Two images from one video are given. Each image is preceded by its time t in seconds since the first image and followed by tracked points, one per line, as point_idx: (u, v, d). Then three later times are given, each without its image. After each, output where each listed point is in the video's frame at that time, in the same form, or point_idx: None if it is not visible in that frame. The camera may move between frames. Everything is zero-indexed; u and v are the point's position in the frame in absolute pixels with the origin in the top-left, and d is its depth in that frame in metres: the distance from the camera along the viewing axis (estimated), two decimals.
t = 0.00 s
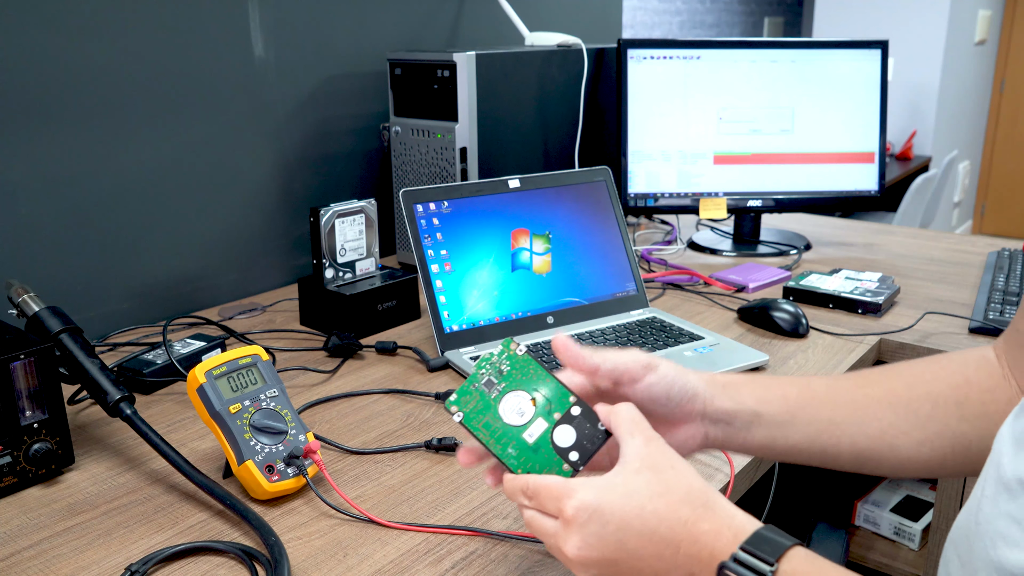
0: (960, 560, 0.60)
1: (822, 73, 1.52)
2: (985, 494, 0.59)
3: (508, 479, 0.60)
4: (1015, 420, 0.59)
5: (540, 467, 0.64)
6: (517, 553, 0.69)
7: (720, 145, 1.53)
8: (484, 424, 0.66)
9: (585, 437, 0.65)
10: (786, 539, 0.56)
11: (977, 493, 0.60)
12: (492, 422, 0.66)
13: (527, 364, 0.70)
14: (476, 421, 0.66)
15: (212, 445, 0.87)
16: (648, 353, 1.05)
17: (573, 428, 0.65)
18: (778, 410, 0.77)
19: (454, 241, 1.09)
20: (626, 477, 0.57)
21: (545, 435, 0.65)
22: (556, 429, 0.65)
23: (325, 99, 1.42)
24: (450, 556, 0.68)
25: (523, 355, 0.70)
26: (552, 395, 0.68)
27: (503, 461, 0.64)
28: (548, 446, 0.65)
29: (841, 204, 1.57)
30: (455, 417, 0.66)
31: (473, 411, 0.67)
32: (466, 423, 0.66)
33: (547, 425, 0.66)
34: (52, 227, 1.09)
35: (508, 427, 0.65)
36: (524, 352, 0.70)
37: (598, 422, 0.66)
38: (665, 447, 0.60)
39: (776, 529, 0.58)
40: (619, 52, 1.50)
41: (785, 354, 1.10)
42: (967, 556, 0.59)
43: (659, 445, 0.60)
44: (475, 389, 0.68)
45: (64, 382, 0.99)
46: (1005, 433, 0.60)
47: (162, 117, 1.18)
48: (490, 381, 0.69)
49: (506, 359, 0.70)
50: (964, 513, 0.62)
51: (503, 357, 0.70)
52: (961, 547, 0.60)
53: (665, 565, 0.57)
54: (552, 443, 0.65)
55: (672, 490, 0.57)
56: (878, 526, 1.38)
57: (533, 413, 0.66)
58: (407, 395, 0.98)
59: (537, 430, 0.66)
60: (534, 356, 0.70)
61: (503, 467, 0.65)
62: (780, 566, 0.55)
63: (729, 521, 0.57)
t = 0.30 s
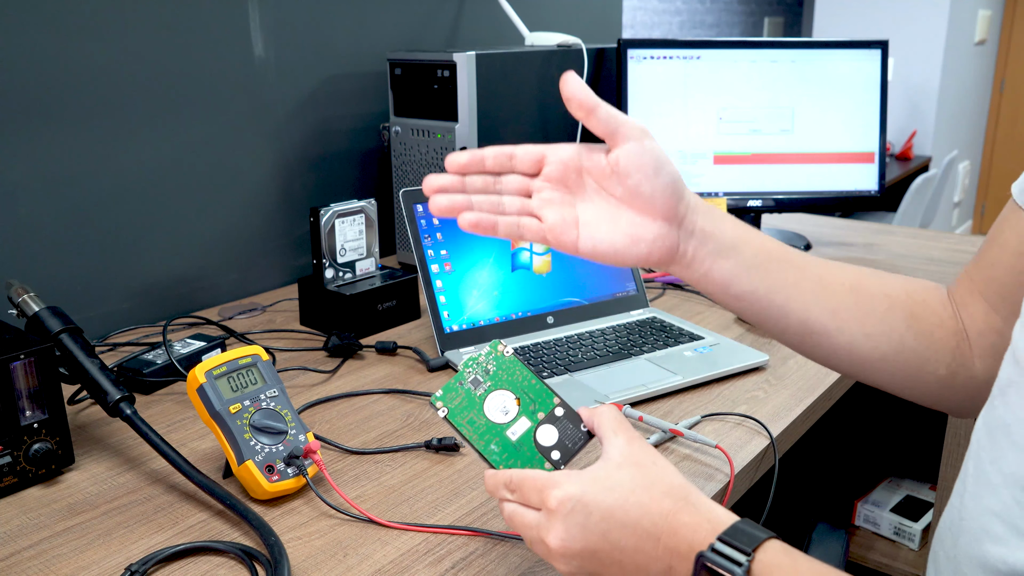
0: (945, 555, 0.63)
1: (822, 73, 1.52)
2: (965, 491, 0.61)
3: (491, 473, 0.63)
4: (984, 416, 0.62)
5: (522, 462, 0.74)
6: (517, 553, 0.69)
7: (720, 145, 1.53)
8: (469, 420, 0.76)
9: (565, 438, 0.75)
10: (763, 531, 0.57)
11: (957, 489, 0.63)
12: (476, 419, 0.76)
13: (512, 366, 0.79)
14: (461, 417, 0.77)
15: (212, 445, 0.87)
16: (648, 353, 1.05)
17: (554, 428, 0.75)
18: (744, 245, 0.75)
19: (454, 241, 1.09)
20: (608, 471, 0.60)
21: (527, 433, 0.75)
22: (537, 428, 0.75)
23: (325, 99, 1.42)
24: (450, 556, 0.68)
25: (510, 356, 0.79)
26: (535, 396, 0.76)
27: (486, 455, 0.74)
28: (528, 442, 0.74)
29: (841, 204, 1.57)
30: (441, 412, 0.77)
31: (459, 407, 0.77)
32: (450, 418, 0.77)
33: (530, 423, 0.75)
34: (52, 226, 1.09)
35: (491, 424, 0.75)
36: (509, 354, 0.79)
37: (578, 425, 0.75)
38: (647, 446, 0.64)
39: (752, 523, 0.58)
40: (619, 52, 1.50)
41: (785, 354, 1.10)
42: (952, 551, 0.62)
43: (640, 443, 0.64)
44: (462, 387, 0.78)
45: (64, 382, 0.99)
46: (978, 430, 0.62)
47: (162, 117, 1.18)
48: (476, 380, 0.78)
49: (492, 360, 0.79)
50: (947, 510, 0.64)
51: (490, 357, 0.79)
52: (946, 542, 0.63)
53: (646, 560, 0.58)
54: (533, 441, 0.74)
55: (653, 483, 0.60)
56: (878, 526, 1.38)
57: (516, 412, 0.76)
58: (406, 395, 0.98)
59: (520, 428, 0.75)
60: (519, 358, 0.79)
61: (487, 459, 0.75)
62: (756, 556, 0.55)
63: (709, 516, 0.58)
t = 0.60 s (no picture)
0: (925, 555, 0.63)
1: (822, 73, 1.52)
2: (946, 493, 0.62)
3: (476, 474, 0.62)
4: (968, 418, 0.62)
5: (507, 464, 0.70)
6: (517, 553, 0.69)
7: (720, 145, 1.53)
8: (453, 420, 0.71)
9: (550, 437, 0.71)
10: (747, 532, 0.57)
11: (940, 491, 0.63)
12: (460, 419, 0.71)
13: (497, 365, 0.75)
14: (445, 418, 0.72)
15: (212, 445, 0.87)
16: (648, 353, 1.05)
17: (540, 428, 0.71)
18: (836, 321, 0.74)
19: (454, 241, 1.09)
20: (596, 473, 0.60)
21: (512, 434, 0.71)
22: (523, 428, 0.71)
23: (325, 99, 1.42)
24: (450, 556, 0.68)
25: (494, 356, 0.76)
26: (520, 396, 0.73)
27: (470, 457, 0.69)
28: (513, 443, 0.71)
29: (841, 204, 1.57)
30: (425, 413, 0.72)
31: (443, 408, 0.72)
32: (434, 418, 0.71)
33: (516, 423, 0.72)
34: (52, 227, 1.09)
35: (476, 424, 0.71)
36: (494, 353, 0.76)
37: (564, 425, 0.72)
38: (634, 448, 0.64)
39: (738, 524, 0.59)
40: (619, 52, 1.50)
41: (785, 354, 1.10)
42: (931, 551, 0.62)
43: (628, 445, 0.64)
44: (445, 387, 0.73)
45: (64, 382, 0.99)
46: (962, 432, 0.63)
47: (162, 117, 1.18)
48: (460, 379, 0.74)
49: (477, 360, 0.75)
50: (930, 510, 0.65)
51: (474, 357, 0.75)
52: (926, 542, 0.63)
53: (635, 560, 0.58)
54: (519, 442, 0.71)
55: (642, 485, 0.60)
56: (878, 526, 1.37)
57: (502, 412, 0.72)
58: (406, 395, 0.98)
59: (505, 429, 0.71)
60: (504, 358, 0.76)
61: (470, 461, 0.70)
62: (742, 558, 0.56)
63: (696, 517, 0.59)
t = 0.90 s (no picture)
0: (913, 553, 0.64)
1: (822, 73, 1.52)
2: (934, 492, 0.63)
3: (470, 477, 0.62)
4: (957, 419, 0.63)
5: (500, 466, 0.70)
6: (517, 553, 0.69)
7: (720, 145, 1.53)
8: (446, 423, 0.70)
9: (541, 440, 0.72)
10: (737, 533, 0.58)
11: (928, 490, 0.64)
12: (454, 422, 0.70)
13: (489, 368, 0.75)
14: (438, 420, 0.71)
15: (212, 445, 0.87)
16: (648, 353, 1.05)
17: (531, 430, 0.72)
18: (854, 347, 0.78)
19: (454, 241, 1.09)
20: (589, 476, 0.61)
21: (505, 437, 0.71)
22: (516, 431, 0.71)
23: (325, 100, 1.42)
24: (450, 556, 0.68)
25: (486, 358, 0.75)
26: (512, 399, 0.73)
27: (464, 459, 0.69)
28: (506, 446, 0.71)
29: (841, 204, 1.57)
30: (418, 416, 0.70)
31: (436, 410, 0.71)
32: (428, 421, 0.70)
33: (508, 426, 0.72)
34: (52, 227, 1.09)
35: (469, 427, 0.70)
36: (487, 357, 0.75)
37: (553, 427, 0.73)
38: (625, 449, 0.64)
39: (728, 525, 0.59)
40: (619, 52, 1.50)
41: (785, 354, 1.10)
42: (919, 550, 0.63)
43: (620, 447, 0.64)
44: (438, 390, 0.72)
45: (64, 382, 0.99)
46: (951, 432, 0.63)
47: (162, 117, 1.18)
48: (453, 382, 0.73)
49: (469, 363, 0.75)
50: (919, 509, 0.66)
51: (466, 360, 0.75)
52: (914, 540, 0.65)
53: (627, 562, 0.59)
54: (512, 444, 0.71)
55: (634, 488, 0.61)
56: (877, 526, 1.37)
57: (494, 415, 0.72)
58: (406, 395, 0.98)
59: (498, 431, 0.71)
60: (496, 361, 0.75)
61: (463, 464, 0.69)
62: (732, 559, 0.57)
63: (686, 518, 0.59)
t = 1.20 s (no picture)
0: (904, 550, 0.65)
1: (822, 73, 1.52)
2: (925, 490, 0.63)
3: (466, 489, 0.62)
4: (948, 417, 0.63)
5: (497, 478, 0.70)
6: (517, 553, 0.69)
7: (720, 145, 1.53)
8: (442, 438, 0.71)
9: (539, 450, 0.72)
10: (728, 539, 0.58)
11: (920, 488, 0.64)
12: (450, 437, 0.71)
13: (483, 380, 0.75)
14: (434, 435, 0.71)
15: (212, 445, 0.87)
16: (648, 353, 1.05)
17: (529, 440, 0.72)
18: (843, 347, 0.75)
19: (454, 241, 1.09)
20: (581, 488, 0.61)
21: (501, 448, 0.71)
22: (512, 442, 0.71)
23: (325, 100, 1.42)
24: (450, 556, 0.68)
25: (480, 371, 0.75)
26: (507, 410, 0.73)
27: (461, 473, 0.69)
28: (503, 457, 0.71)
29: (841, 204, 1.57)
30: (414, 432, 0.71)
31: (432, 426, 0.72)
32: (425, 437, 0.71)
33: (504, 438, 0.72)
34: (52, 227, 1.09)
35: (466, 440, 0.71)
36: (480, 369, 0.75)
37: (550, 436, 0.73)
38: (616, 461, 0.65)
39: (717, 532, 0.60)
40: (619, 52, 1.50)
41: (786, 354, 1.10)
42: (909, 548, 0.63)
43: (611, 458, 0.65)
44: (433, 405, 0.73)
45: (64, 382, 0.98)
46: (942, 430, 0.63)
47: (162, 117, 1.18)
48: (448, 398, 0.73)
49: (463, 377, 0.75)
50: (911, 507, 0.66)
51: (459, 374, 0.75)
52: (906, 538, 0.65)
53: (620, 569, 0.59)
54: (508, 456, 0.71)
55: (625, 497, 0.61)
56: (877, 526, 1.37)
57: (490, 427, 0.72)
58: (407, 395, 0.98)
59: (494, 443, 0.71)
60: (490, 373, 0.75)
61: (461, 478, 0.70)
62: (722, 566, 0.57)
63: (677, 525, 0.60)
